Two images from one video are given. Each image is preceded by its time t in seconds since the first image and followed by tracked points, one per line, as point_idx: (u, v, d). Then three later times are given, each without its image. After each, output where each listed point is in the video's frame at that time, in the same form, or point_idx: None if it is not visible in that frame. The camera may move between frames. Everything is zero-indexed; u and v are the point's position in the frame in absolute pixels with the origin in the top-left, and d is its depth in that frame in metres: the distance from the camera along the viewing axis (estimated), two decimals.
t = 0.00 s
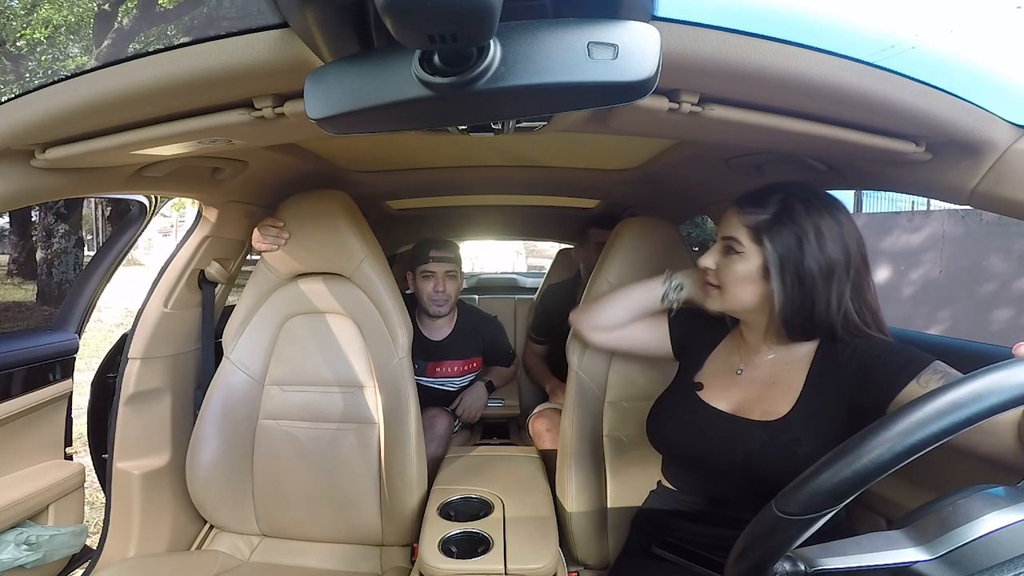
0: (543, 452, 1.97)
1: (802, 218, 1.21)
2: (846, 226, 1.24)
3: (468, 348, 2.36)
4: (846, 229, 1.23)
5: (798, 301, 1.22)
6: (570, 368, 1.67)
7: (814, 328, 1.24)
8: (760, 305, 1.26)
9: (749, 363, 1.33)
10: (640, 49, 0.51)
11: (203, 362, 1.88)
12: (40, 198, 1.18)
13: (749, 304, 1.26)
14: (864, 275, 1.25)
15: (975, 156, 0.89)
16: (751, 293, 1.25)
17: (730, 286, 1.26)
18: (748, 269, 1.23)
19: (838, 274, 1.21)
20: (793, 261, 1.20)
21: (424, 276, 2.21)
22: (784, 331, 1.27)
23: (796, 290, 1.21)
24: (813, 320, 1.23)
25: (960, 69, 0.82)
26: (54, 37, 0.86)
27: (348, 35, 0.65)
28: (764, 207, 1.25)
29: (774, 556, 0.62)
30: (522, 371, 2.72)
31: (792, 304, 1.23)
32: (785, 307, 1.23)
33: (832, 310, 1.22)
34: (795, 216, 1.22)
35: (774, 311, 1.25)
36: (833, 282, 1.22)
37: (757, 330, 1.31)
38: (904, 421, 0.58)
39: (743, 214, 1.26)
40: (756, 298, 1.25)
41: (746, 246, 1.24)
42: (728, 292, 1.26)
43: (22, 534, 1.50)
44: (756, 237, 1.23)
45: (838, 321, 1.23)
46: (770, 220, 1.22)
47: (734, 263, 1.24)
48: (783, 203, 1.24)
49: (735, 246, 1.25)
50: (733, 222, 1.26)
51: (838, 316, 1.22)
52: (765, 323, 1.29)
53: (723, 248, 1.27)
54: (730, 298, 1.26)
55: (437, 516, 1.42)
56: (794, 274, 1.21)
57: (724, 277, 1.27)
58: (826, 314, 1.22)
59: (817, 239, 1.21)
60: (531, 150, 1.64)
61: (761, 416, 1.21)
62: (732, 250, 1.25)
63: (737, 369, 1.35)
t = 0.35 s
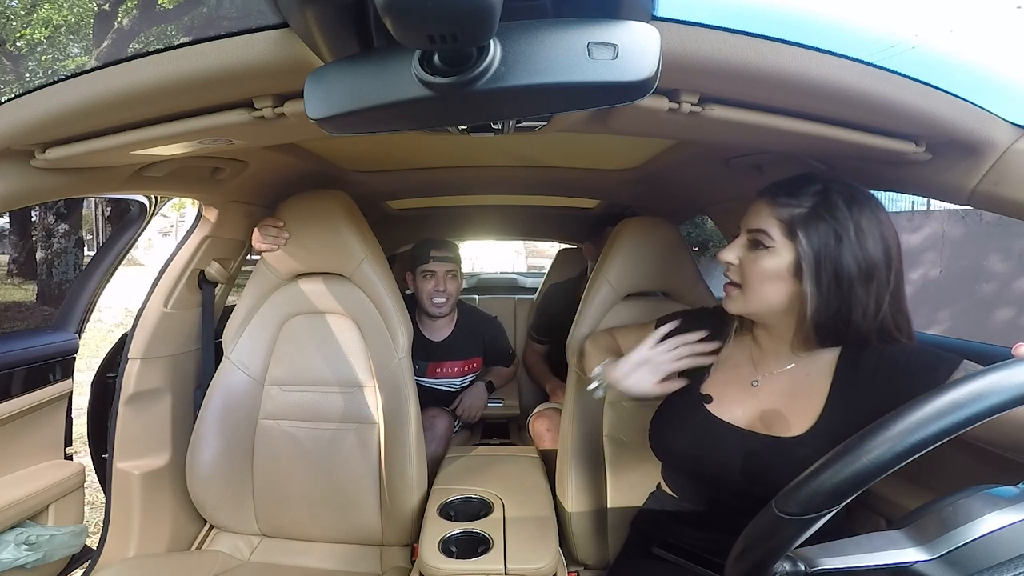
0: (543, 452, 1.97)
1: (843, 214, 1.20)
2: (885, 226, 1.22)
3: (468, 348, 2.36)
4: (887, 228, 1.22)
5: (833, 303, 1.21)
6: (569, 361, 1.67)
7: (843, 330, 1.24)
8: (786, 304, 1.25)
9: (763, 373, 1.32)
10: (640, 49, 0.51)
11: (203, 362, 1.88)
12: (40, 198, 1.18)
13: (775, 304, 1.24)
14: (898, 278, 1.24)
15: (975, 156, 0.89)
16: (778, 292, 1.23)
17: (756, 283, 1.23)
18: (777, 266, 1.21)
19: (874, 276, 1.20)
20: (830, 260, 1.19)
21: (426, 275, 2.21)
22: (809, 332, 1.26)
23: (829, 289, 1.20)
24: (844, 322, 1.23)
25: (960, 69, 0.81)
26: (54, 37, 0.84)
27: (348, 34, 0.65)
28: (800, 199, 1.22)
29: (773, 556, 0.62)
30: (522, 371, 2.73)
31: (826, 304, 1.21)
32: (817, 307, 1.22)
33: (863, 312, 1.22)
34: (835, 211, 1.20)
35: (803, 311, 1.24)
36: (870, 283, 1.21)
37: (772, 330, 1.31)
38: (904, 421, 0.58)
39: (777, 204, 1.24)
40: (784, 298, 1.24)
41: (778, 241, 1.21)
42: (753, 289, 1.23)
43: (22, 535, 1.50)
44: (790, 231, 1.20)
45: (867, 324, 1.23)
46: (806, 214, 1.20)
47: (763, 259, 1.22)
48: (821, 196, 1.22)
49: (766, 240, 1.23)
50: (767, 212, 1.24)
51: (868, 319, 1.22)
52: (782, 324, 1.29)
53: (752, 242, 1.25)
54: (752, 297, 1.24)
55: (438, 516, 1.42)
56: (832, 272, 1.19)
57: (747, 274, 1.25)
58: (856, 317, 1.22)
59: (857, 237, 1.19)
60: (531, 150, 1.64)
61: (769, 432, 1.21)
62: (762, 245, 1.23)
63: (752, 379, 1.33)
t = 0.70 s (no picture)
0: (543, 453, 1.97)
1: (818, 203, 1.19)
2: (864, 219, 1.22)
3: (468, 348, 2.36)
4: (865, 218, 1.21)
5: (814, 293, 1.19)
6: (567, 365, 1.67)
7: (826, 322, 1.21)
8: (765, 296, 1.23)
9: (745, 379, 1.31)
10: (640, 49, 0.51)
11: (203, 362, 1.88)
12: (40, 198, 1.18)
13: (752, 295, 1.22)
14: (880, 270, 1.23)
15: (975, 156, 0.89)
16: (755, 282, 1.21)
17: (734, 273, 1.22)
18: (753, 255, 1.20)
19: (854, 267, 1.19)
20: (808, 250, 1.18)
21: (427, 275, 2.21)
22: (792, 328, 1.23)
23: (807, 279, 1.18)
24: (825, 313, 1.20)
25: (960, 69, 0.81)
26: (54, 37, 0.85)
27: (348, 35, 0.65)
28: (775, 188, 1.22)
29: (773, 556, 0.62)
30: (522, 372, 2.73)
31: (805, 295, 1.19)
32: (796, 296, 1.20)
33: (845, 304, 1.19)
34: (810, 200, 1.19)
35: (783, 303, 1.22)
36: (850, 272, 1.19)
37: (752, 327, 1.29)
38: (903, 422, 0.58)
39: (753, 194, 1.23)
40: (762, 289, 1.22)
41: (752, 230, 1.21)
42: (730, 280, 1.22)
43: (22, 534, 1.50)
44: (766, 219, 1.20)
45: (850, 317, 1.20)
46: (781, 202, 1.20)
47: (739, 249, 1.21)
48: (796, 187, 1.21)
49: (741, 230, 1.22)
50: (742, 204, 1.24)
51: (851, 312, 1.20)
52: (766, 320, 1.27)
53: (728, 233, 1.24)
54: (728, 289, 1.23)
55: (438, 517, 1.42)
56: (809, 262, 1.18)
57: (726, 263, 1.23)
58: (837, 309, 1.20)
59: (834, 227, 1.19)
60: (531, 150, 1.64)
61: (768, 437, 1.19)
62: (738, 235, 1.22)
63: (733, 387, 1.31)
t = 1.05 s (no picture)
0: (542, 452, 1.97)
1: (772, 203, 1.20)
2: (823, 218, 1.21)
3: (468, 348, 2.36)
4: (824, 219, 1.20)
5: (768, 291, 1.18)
6: (567, 367, 1.69)
7: (785, 321, 1.20)
8: (722, 295, 1.24)
9: (728, 378, 1.31)
10: (640, 49, 0.51)
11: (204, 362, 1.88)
12: (40, 198, 1.18)
13: (710, 293, 1.24)
14: (843, 268, 1.21)
15: (975, 156, 0.89)
16: (712, 280, 1.22)
17: (692, 272, 1.24)
18: (710, 254, 1.22)
19: (810, 265, 1.18)
20: (759, 249, 1.18)
21: (427, 275, 2.21)
22: (753, 327, 1.23)
23: (762, 276, 1.18)
24: (785, 313, 1.19)
25: (961, 69, 0.81)
26: (54, 37, 0.87)
27: (349, 35, 0.65)
28: (731, 190, 1.24)
29: (774, 556, 0.62)
30: (522, 372, 2.72)
31: (760, 293, 1.19)
32: (750, 295, 1.19)
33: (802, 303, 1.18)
34: (766, 201, 1.20)
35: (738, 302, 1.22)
36: (807, 272, 1.18)
37: (728, 327, 1.28)
38: (903, 421, 0.58)
39: (711, 197, 1.26)
40: (719, 288, 1.23)
41: (709, 230, 1.23)
42: (687, 278, 1.24)
43: (22, 534, 1.50)
44: (721, 220, 1.22)
45: (810, 315, 1.19)
46: (735, 204, 1.21)
47: (696, 248, 1.23)
48: (753, 188, 1.22)
49: (700, 231, 1.25)
50: (700, 207, 1.27)
51: (811, 311, 1.19)
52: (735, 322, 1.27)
53: (689, 234, 1.27)
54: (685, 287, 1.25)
55: (438, 517, 1.42)
56: (761, 260, 1.18)
57: (685, 264, 1.26)
58: (794, 307, 1.19)
59: (788, 226, 1.18)
60: (531, 150, 1.64)
61: (767, 435, 1.18)
62: (696, 235, 1.25)
63: (717, 386, 1.32)
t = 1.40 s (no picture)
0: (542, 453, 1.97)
1: (747, 207, 1.20)
2: (803, 219, 1.19)
3: (468, 348, 2.36)
4: (803, 220, 1.19)
5: (747, 295, 1.19)
6: (568, 367, 1.69)
7: (769, 322, 1.21)
8: (705, 299, 1.26)
9: (728, 376, 1.31)
10: (640, 49, 0.51)
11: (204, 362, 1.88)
12: (40, 198, 1.18)
13: (693, 298, 1.26)
14: (828, 268, 1.20)
15: (975, 156, 0.89)
16: (693, 285, 1.25)
17: (675, 278, 1.28)
18: (690, 260, 1.25)
19: (789, 268, 1.18)
20: (733, 256, 1.19)
21: (427, 274, 2.21)
22: (740, 328, 1.25)
23: (739, 281, 1.19)
24: (768, 313, 1.20)
25: (962, 69, 0.81)
26: (54, 37, 0.87)
27: (348, 35, 0.65)
28: (710, 197, 1.27)
29: (774, 556, 0.62)
30: (522, 372, 2.72)
31: (738, 297, 1.20)
32: (729, 300, 1.21)
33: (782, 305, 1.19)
34: (743, 205, 1.21)
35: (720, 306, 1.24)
36: (787, 274, 1.18)
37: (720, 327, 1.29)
38: (903, 421, 0.58)
39: (693, 204, 1.29)
40: (700, 292, 1.25)
41: (690, 236, 1.26)
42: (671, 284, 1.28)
43: (22, 534, 1.50)
44: (699, 227, 1.25)
45: (794, 316, 1.20)
46: (711, 210, 1.24)
47: (678, 254, 1.27)
48: (729, 193, 1.24)
49: (683, 237, 1.28)
50: (685, 213, 1.30)
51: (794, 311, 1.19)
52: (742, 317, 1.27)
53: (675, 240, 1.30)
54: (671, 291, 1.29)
55: (438, 517, 1.42)
56: (735, 266, 1.19)
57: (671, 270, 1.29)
58: (775, 310, 1.19)
59: (763, 231, 1.18)
60: (531, 150, 1.64)
61: (767, 435, 1.18)
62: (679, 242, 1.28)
63: (717, 383, 1.32)
